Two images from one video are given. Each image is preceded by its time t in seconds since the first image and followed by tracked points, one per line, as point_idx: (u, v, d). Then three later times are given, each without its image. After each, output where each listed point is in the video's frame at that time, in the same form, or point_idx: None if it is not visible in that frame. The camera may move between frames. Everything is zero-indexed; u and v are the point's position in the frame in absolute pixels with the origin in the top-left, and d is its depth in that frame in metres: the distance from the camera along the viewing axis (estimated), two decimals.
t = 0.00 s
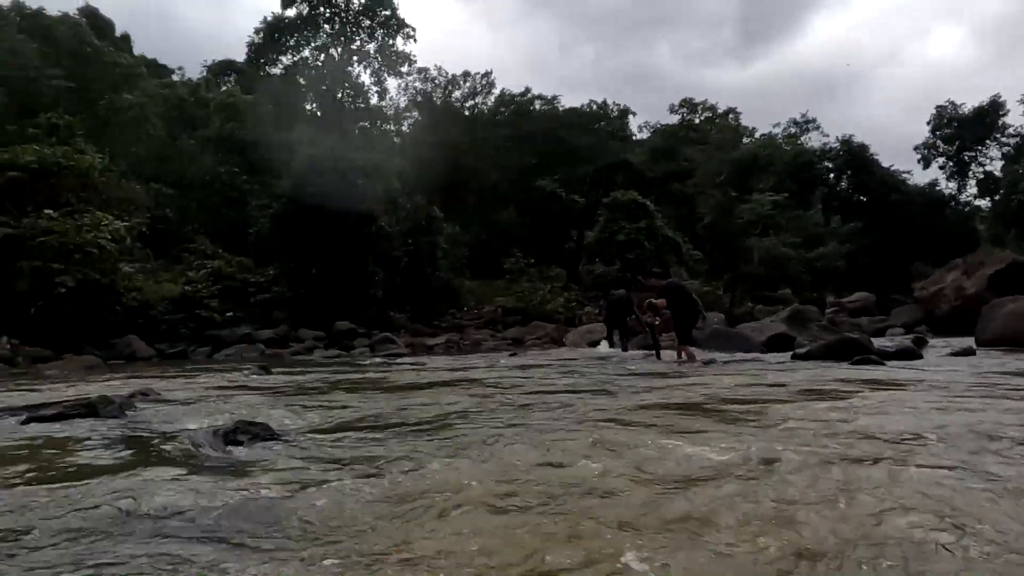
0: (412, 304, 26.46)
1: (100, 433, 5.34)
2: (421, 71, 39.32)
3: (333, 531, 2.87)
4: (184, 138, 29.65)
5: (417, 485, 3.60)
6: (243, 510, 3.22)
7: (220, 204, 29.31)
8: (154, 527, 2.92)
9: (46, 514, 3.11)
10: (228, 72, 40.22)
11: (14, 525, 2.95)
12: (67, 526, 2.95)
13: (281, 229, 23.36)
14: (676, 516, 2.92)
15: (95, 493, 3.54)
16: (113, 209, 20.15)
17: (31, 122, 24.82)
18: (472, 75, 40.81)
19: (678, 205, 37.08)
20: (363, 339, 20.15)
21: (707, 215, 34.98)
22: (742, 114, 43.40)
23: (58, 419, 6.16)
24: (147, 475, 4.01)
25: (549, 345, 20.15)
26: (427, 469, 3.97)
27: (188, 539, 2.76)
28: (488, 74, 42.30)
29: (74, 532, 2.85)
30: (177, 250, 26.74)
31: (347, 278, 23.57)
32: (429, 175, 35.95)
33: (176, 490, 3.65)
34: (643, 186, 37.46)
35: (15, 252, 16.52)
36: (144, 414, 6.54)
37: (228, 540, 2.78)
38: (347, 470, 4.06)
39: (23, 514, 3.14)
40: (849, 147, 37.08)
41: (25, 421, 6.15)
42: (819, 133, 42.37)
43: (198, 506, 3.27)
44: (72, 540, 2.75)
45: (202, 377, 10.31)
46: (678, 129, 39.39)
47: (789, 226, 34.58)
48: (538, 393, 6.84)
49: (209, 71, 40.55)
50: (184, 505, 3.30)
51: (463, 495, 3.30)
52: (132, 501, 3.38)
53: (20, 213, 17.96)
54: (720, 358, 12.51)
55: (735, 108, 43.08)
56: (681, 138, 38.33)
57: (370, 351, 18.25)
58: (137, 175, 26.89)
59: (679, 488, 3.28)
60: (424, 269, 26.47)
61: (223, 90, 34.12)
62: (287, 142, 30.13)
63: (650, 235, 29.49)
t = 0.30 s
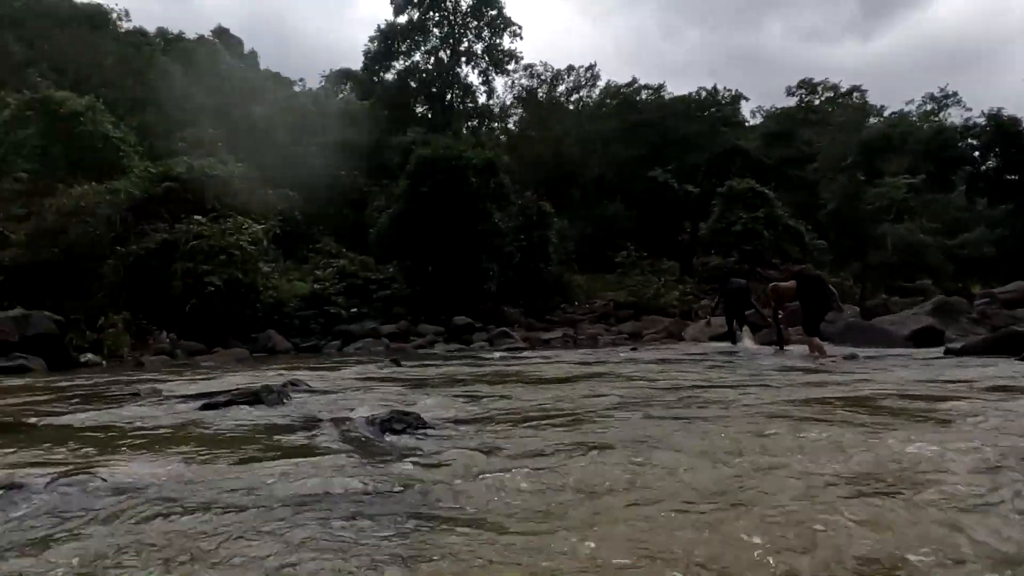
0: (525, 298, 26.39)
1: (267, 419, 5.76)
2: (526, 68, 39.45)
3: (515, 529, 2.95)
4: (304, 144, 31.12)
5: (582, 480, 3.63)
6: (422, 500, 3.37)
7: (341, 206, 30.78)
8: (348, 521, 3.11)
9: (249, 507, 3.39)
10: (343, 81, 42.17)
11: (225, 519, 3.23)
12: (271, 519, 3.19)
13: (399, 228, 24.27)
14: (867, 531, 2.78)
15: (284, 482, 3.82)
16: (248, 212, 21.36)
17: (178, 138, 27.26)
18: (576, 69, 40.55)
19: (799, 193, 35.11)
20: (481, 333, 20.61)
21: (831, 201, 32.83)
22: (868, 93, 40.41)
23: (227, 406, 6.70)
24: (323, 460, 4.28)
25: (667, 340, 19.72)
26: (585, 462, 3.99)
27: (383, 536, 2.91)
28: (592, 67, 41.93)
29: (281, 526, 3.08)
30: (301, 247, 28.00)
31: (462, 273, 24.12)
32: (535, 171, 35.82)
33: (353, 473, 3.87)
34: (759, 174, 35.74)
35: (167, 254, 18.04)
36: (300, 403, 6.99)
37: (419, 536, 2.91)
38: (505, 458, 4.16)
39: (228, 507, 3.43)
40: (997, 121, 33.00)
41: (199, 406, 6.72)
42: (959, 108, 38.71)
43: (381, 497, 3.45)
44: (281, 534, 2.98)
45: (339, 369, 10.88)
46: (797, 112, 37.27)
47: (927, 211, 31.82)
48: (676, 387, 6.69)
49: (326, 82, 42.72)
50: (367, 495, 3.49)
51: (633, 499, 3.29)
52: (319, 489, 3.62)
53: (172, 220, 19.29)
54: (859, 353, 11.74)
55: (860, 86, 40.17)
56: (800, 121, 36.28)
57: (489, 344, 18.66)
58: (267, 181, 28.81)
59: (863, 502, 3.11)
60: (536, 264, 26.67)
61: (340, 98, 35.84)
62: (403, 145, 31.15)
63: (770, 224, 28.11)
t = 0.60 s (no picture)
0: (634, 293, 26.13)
1: (408, 414, 6.00)
2: (628, 59, 38.40)
3: (673, 550, 2.96)
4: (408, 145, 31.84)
5: (739, 505, 3.50)
6: (577, 517, 3.36)
7: (447, 205, 31.40)
8: (511, 532, 3.16)
9: (413, 508, 3.52)
10: (446, 83, 43.04)
11: (396, 520, 3.37)
12: (428, 520, 3.36)
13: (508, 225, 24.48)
14: None
15: (439, 482, 3.93)
16: (365, 211, 21.94)
17: (297, 144, 28.88)
18: (680, 56, 39.29)
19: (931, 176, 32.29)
20: (591, 328, 20.47)
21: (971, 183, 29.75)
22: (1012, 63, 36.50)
23: (366, 397, 7.04)
24: (471, 460, 4.38)
25: (788, 335, 18.78)
26: (739, 484, 3.84)
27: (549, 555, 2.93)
28: (696, 53, 40.46)
29: (447, 534, 3.17)
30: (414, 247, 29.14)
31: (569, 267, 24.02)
32: (635, 164, 34.15)
33: (503, 479, 3.93)
34: (884, 158, 33.22)
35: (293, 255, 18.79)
36: (432, 397, 7.23)
37: (579, 557, 2.91)
38: (652, 473, 4.07)
39: (393, 505, 3.57)
40: None
41: (341, 397, 7.09)
42: None
43: (536, 508, 3.47)
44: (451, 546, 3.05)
45: (460, 364, 11.13)
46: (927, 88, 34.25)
47: None
48: (821, 396, 6.32)
49: (429, 84, 43.79)
50: (523, 505, 3.53)
51: (799, 532, 3.13)
52: (475, 495, 3.70)
53: (297, 222, 20.13)
54: (1017, 351, 10.64)
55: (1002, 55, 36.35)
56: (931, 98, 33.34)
57: (601, 340, 18.59)
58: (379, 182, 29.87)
59: None
60: (644, 258, 26.11)
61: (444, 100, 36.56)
62: (508, 142, 31.20)
63: (898, 211, 26.04)
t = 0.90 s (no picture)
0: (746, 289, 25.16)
1: (534, 417, 6.16)
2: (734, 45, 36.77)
3: None
4: (509, 144, 32.10)
5: (888, 531, 3.44)
6: (718, 533, 3.42)
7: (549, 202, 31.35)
8: (654, 545, 3.28)
9: (556, 513, 3.70)
10: (545, 80, 43.06)
11: (540, 522, 3.57)
12: (569, 535, 3.41)
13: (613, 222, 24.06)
14: None
15: (576, 489, 4.10)
16: (472, 209, 22.13)
17: (404, 147, 29.86)
18: (789, 40, 37.24)
19: None
20: (703, 326, 19.86)
21: None
22: None
23: (490, 394, 7.24)
24: (604, 468, 4.52)
25: (920, 333, 17.44)
26: (882, 511, 3.74)
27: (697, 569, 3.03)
28: (807, 36, 38.24)
29: (592, 542, 3.32)
30: (518, 246, 29.36)
31: (676, 263, 23.34)
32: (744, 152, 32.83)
33: (639, 492, 4.05)
34: None
35: (405, 254, 19.37)
36: (555, 395, 7.30)
37: (727, 575, 2.98)
38: (789, 492, 4.06)
39: (536, 508, 3.77)
40: None
41: (467, 393, 7.34)
42: None
43: (676, 523, 3.57)
44: (599, 551, 3.20)
45: (572, 362, 11.20)
46: None
47: None
48: (965, 419, 5.92)
49: (528, 83, 43.94)
50: (663, 519, 3.64)
51: (952, 568, 3.01)
52: (613, 505, 3.85)
53: (407, 222, 20.60)
54: None
55: None
56: None
57: (713, 339, 18.05)
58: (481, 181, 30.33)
59: None
60: (757, 253, 24.96)
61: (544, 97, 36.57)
62: (609, 137, 30.73)
63: None
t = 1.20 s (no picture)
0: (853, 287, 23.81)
1: (639, 421, 6.17)
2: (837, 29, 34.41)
3: None
4: (598, 141, 31.71)
5: None
6: (844, 541, 3.35)
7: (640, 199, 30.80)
8: (778, 548, 3.25)
9: (673, 512, 3.73)
10: (634, 76, 42.27)
11: (658, 521, 3.61)
12: (686, 538, 3.36)
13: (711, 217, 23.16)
14: None
15: (691, 492, 4.11)
16: (563, 208, 22.08)
17: (494, 148, 30.13)
18: (899, 20, 34.77)
19: None
20: (807, 326, 18.96)
21: None
22: None
23: (592, 392, 7.56)
24: (717, 474, 4.49)
25: None
26: None
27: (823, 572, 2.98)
28: (919, 14, 35.61)
29: (714, 542, 3.33)
30: (608, 245, 29.06)
31: (775, 261, 22.40)
32: (847, 141, 31.04)
33: (757, 499, 4.01)
34: None
35: (500, 253, 19.67)
36: (656, 395, 7.54)
37: None
38: (920, 503, 3.89)
39: (652, 507, 3.81)
40: None
41: (570, 392, 7.63)
42: None
43: (799, 530, 3.52)
44: (721, 552, 3.21)
45: (671, 363, 10.98)
46: None
47: None
48: None
49: (616, 78, 43.29)
50: (786, 526, 3.58)
51: None
52: (731, 509, 3.83)
53: (499, 222, 20.63)
54: None
55: None
56: None
57: (819, 340, 17.19)
58: (571, 180, 30.16)
59: None
60: (865, 249, 23.56)
61: (634, 93, 35.83)
62: (702, 131, 29.83)
63: None
